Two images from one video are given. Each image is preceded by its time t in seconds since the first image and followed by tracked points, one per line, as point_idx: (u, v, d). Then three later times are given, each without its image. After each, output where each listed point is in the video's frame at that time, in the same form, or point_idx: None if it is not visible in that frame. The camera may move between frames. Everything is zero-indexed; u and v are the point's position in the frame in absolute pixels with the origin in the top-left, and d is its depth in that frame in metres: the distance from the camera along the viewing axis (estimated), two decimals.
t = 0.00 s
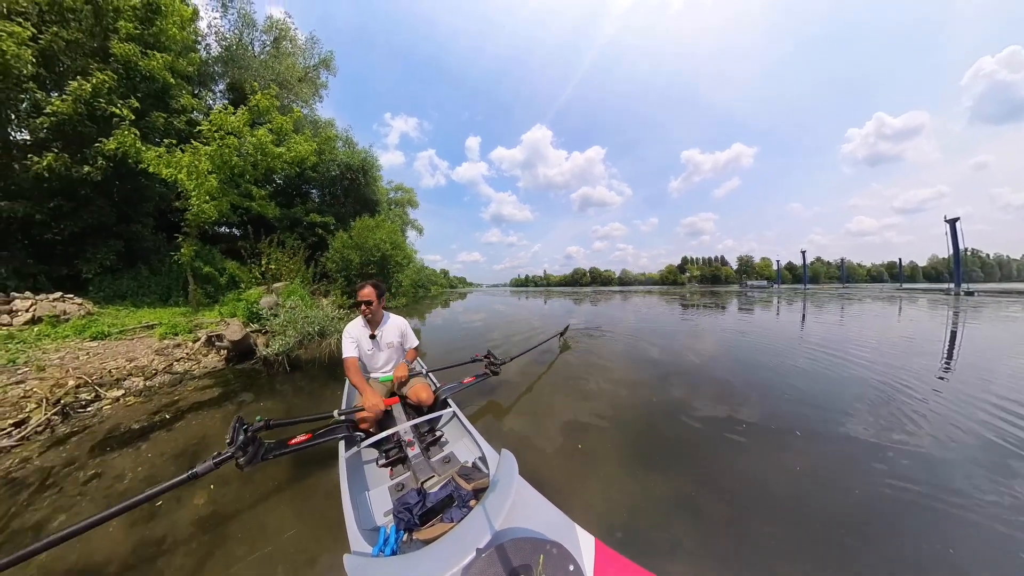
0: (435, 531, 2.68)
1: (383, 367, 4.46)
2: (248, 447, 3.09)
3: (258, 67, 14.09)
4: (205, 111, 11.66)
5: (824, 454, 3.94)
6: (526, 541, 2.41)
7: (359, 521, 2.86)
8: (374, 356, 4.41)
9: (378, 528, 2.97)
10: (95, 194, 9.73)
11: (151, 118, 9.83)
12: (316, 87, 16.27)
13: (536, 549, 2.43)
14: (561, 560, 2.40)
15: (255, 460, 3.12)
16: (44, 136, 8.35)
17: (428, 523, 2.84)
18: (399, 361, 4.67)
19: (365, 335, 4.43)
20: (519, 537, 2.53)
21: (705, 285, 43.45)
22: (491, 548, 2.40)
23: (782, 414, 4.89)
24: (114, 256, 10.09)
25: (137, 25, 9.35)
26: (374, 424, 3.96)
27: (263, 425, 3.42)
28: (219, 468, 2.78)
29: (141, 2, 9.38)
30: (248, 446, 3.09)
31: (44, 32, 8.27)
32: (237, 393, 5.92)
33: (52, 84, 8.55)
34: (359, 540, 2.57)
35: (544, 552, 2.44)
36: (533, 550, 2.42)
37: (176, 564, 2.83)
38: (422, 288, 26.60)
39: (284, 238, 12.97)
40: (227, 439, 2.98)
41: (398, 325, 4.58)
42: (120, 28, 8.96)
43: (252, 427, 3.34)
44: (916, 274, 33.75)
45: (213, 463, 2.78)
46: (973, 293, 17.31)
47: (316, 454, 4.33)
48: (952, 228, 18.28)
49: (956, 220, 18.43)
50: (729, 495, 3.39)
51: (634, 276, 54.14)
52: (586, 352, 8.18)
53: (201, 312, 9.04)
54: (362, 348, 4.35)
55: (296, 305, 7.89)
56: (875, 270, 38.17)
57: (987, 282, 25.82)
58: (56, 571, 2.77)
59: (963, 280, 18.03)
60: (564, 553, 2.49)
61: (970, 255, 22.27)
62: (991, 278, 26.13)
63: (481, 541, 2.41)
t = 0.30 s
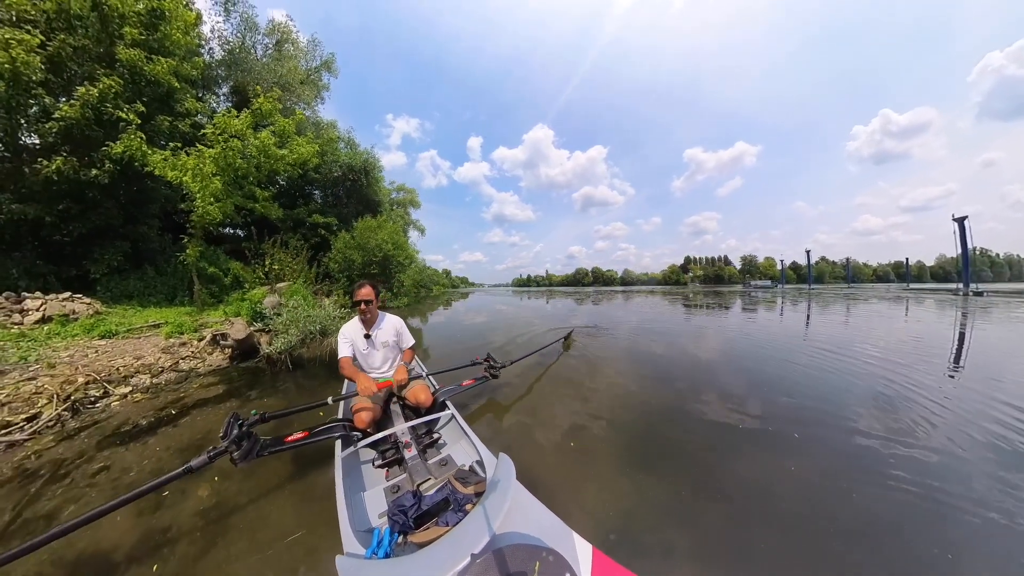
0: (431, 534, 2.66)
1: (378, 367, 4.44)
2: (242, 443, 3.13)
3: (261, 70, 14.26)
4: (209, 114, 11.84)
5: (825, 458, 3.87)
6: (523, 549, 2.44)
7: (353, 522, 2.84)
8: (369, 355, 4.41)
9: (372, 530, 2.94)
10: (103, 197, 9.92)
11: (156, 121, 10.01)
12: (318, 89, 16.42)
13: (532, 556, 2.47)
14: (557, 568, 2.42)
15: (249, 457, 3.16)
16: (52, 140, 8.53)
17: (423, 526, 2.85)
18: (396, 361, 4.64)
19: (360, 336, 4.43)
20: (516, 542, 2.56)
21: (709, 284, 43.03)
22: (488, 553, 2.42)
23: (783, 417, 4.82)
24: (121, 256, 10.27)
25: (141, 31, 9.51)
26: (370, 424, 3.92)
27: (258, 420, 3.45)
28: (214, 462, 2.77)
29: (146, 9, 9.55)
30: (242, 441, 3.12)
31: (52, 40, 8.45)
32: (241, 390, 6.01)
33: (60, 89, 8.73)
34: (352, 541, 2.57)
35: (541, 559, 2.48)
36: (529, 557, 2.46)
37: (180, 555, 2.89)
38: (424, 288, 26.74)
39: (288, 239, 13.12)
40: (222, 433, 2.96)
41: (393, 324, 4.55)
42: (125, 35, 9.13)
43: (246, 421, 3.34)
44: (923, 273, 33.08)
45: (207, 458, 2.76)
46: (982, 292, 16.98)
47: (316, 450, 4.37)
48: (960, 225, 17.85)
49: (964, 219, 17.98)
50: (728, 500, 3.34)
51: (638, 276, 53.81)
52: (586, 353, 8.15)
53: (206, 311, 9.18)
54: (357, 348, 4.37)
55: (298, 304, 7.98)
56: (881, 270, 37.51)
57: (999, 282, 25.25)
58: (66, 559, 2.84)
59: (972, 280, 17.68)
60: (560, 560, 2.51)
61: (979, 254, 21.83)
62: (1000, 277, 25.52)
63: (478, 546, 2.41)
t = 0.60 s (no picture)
0: (422, 540, 2.71)
1: (372, 367, 4.37)
2: (233, 439, 3.05)
3: (264, 74, 14.46)
4: (213, 117, 12.04)
5: (826, 463, 3.79)
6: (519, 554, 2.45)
7: (343, 525, 2.83)
8: (364, 356, 4.37)
9: (364, 534, 2.92)
10: (111, 199, 10.15)
11: (161, 125, 10.22)
12: (319, 91, 16.60)
13: (527, 563, 2.46)
14: None
15: (240, 454, 3.05)
16: (61, 145, 8.75)
17: (415, 531, 2.85)
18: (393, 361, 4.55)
19: (355, 336, 4.38)
20: (512, 548, 2.58)
21: (714, 284, 42.58)
22: (480, 559, 2.43)
23: (785, 419, 4.73)
24: (128, 257, 10.51)
25: (146, 37, 9.69)
26: (364, 425, 3.91)
27: (251, 415, 3.41)
28: (203, 458, 2.71)
29: (150, 15, 9.72)
30: (233, 439, 3.06)
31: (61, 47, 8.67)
32: (243, 388, 6.12)
33: (69, 95, 8.95)
34: (343, 545, 2.56)
35: (535, 566, 2.45)
36: (524, 564, 2.46)
37: (180, 544, 2.97)
38: (427, 288, 26.90)
39: (291, 240, 13.32)
40: (213, 430, 2.97)
41: (388, 324, 4.42)
42: (130, 41, 9.32)
43: (239, 418, 3.31)
44: (932, 272, 32.34)
45: (197, 453, 2.71)
46: (994, 293, 16.58)
47: (314, 447, 4.44)
48: (971, 224, 17.36)
49: (975, 216, 17.47)
50: (725, 509, 3.26)
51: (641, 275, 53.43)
52: (584, 353, 8.12)
53: (211, 311, 9.35)
54: (351, 348, 4.31)
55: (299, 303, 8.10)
56: (889, 269, 36.78)
57: (1013, 282, 24.56)
58: (73, 545, 2.95)
59: (984, 280, 17.26)
60: (556, 568, 2.45)
61: (991, 254, 21.28)
62: (1013, 277, 24.88)
63: (471, 553, 2.43)
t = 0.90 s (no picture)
0: (420, 543, 2.73)
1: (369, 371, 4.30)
2: (226, 443, 2.92)
3: (266, 77, 14.67)
4: (217, 120, 12.24)
5: (830, 471, 3.69)
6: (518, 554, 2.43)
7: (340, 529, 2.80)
8: (361, 359, 4.31)
9: (360, 537, 2.92)
10: (119, 202, 10.39)
11: (167, 129, 10.44)
12: (322, 93, 16.79)
13: (526, 564, 2.43)
14: None
15: (232, 458, 2.93)
16: (70, 150, 8.97)
17: (413, 533, 2.85)
18: (391, 365, 4.48)
19: (352, 338, 4.32)
20: (510, 549, 2.56)
21: (719, 284, 42.08)
22: (479, 560, 2.42)
23: (786, 423, 4.65)
24: (136, 258, 10.74)
25: (152, 44, 9.85)
26: (359, 428, 3.77)
27: (244, 415, 3.35)
28: (195, 461, 2.63)
29: (156, 22, 9.89)
30: (225, 441, 2.93)
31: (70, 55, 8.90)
32: (246, 385, 6.22)
33: (77, 101, 9.18)
34: (340, 549, 2.53)
35: (534, 567, 2.43)
36: (523, 565, 2.43)
37: (180, 533, 3.05)
38: (429, 288, 27.07)
39: (294, 241, 13.52)
40: (204, 433, 2.83)
41: (388, 328, 4.38)
42: (136, 48, 9.50)
43: (234, 419, 3.25)
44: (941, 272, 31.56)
45: (189, 456, 2.64)
46: (1007, 293, 16.14)
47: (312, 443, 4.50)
48: (982, 222, 16.86)
49: (987, 215, 16.98)
50: (725, 517, 3.19)
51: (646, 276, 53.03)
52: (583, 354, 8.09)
53: (216, 310, 9.53)
54: (348, 350, 4.26)
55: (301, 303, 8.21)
56: (896, 269, 36.05)
57: None
58: (80, 533, 3.07)
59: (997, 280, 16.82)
60: (555, 568, 2.45)
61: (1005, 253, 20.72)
62: None
63: (469, 554, 2.42)
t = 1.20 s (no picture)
0: (422, 543, 2.71)
1: (370, 375, 4.33)
2: (224, 449, 2.90)
3: (270, 81, 14.89)
4: (222, 124, 12.48)
5: (836, 477, 3.58)
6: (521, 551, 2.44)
7: (341, 532, 2.77)
8: (360, 361, 4.32)
9: (362, 539, 2.92)
10: (128, 204, 10.67)
11: (174, 133, 10.70)
12: (325, 95, 16.99)
13: (528, 560, 2.46)
14: (552, 572, 2.41)
15: (230, 462, 2.89)
16: (81, 155, 9.25)
17: (414, 533, 2.84)
18: (391, 368, 4.48)
19: (352, 340, 4.30)
20: (512, 545, 2.56)
21: (725, 284, 41.55)
22: (481, 558, 2.39)
23: (785, 425, 4.60)
24: (144, 258, 11.02)
25: (158, 50, 10.01)
26: (358, 428, 3.85)
27: (242, 423, 3.40)
28: (192, 467, 2.62)
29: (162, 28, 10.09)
30: (223, 448, 2.90)
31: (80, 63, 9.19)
32: (249, 381, 6.35)
33: (87, 107, 9.46)
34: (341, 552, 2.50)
35: (535, 562, 2.47)
36: (524, 561, 2.45)
37: (183, 523, 3.21)
38: (432, 288, 27.27)
39: (298, 241, 13.77)
40: (201, 440, 2.83)
41: (388, 331, 4.36)
42: (143, 55, 9.74)
43: (230, 424, 3.25)
44: (954, 271, 30.65)
45: (185, 463, 2.63)
46: None
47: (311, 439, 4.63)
48: (997, 220, 16.26)
49: (1001, 211, 16.37)
50: (725, 520, 3.14)
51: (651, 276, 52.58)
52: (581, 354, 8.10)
53: (221, 309, 9.75)
54: (347, 352, 4.25)
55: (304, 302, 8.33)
56: (906, 268, 35.20)
57: None
58: (90, 521, 3.25)
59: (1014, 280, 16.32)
60: (556, 563, 2.49)
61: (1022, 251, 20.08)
62: None
63: (471, 551, 2.38)
